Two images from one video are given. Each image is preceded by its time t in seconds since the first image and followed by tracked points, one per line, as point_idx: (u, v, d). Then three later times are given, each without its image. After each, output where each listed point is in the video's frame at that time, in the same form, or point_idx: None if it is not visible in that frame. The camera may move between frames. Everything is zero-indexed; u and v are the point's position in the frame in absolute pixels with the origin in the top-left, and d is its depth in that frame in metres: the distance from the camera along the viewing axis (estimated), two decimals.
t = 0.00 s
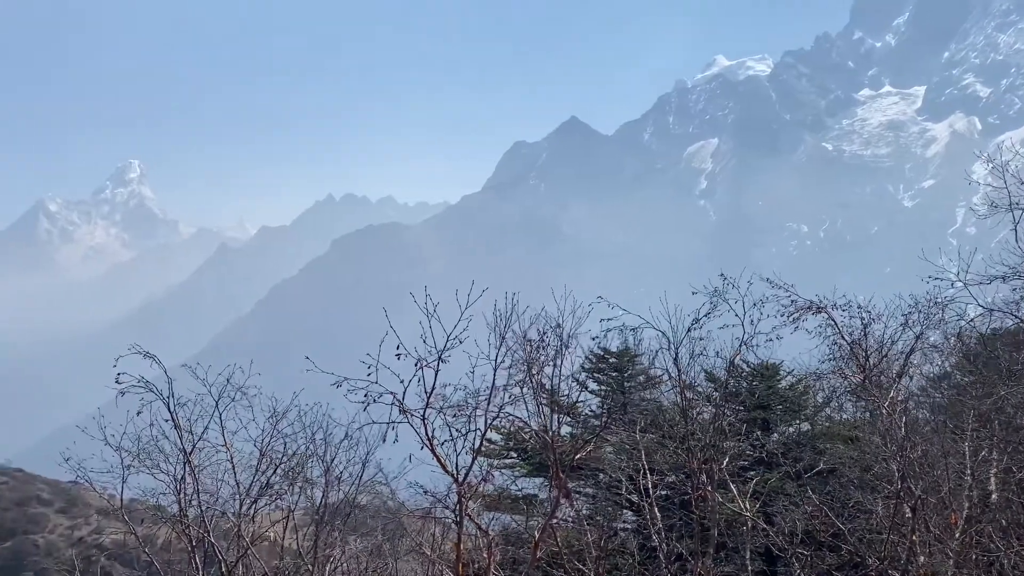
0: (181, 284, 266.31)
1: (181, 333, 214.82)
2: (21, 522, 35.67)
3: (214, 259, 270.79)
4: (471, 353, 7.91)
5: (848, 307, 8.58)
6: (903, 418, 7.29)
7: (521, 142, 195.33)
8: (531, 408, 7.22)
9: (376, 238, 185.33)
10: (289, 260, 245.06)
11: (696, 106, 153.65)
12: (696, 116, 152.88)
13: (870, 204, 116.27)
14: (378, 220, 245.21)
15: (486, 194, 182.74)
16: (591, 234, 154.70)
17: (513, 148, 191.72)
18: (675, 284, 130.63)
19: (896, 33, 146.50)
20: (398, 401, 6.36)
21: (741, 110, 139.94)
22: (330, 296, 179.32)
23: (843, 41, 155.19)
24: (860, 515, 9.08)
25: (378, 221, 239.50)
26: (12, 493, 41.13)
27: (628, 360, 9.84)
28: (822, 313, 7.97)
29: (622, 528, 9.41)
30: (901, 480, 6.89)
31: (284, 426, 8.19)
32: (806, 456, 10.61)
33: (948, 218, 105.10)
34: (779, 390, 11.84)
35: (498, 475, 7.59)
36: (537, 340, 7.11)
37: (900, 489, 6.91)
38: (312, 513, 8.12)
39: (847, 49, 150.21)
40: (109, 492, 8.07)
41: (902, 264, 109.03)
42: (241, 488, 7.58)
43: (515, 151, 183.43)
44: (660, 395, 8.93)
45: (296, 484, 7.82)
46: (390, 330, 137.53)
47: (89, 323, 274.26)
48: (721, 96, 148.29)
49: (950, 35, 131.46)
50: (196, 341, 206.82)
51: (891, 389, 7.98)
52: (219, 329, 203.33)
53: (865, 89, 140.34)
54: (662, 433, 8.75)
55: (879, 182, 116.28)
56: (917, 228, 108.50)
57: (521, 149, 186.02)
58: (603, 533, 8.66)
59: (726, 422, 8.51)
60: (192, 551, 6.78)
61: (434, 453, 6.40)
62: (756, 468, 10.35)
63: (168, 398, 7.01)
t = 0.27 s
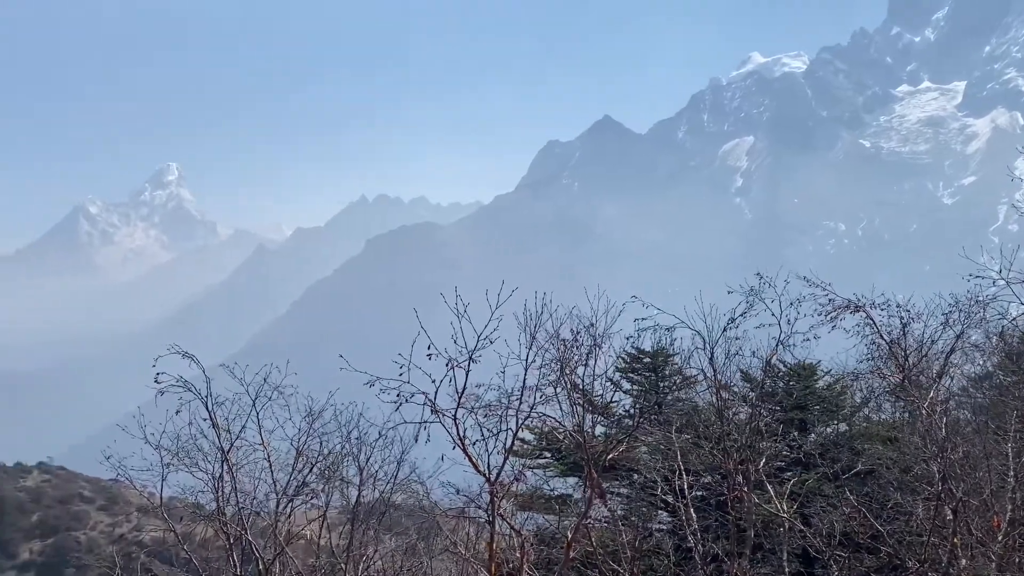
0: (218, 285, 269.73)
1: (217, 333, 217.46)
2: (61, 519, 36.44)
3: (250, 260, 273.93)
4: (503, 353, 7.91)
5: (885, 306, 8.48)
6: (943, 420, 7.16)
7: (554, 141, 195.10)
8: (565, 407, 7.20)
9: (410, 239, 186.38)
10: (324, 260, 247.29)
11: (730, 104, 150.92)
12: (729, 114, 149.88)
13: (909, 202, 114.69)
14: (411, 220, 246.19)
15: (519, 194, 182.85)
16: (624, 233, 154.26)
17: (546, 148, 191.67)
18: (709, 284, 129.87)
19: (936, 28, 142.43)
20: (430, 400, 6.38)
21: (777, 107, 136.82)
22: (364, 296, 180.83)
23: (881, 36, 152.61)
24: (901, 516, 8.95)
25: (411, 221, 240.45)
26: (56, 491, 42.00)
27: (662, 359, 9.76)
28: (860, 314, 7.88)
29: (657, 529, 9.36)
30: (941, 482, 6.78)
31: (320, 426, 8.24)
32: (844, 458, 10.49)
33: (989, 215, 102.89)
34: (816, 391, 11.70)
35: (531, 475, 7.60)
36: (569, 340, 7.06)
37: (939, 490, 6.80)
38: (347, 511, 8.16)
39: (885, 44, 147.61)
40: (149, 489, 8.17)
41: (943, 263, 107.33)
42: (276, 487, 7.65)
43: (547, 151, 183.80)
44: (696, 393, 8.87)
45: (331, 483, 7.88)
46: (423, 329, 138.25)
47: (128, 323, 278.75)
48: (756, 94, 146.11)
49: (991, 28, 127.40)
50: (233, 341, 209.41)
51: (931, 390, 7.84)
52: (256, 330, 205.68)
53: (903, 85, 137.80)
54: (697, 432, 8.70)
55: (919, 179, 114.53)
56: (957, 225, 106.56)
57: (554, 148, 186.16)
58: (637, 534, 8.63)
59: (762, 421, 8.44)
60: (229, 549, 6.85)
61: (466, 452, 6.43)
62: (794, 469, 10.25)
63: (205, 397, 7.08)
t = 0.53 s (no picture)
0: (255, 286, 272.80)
1: (253, 334, 219.91)
2: (101, 516, 37.23)
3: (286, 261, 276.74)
4: (535, 353, 7.90)
5: (925, 305, 8.36)
6: (984, 421, 7.05)
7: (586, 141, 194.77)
8: (598, 408, 7.17)
9: (443, 241, 187.24)
10: (358, 260, 249.36)
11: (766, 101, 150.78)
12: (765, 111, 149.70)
13: (949, 200, 112.44)
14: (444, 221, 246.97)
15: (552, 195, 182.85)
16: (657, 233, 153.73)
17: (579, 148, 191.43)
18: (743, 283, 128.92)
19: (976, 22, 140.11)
20: (463, 399, 6.41)
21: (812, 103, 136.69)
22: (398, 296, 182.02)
23: (919, 32, 150.17)
24: (941, 518, 8.81)
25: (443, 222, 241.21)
26: (97, 489, 42.79)
27: (697, 358, 9.71)
28: (899, 312, 7.78)
29: (692, 531, 9.30)
30: (982, 482, 6.66)
31: (354, 425, 8.29)
32: (884, 459, 10.33)
33: None
34: (854, 393, 11.54)
35: (564, 476, 7.60)
36: (602, 340, 7.05)
37: (980, 491, 6.69)
38: (382, 511, 8.20)
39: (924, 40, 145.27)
40: (189, 487, 8.27)
41: (984, 260, 103.42)
42: (313, 485, 7.73)
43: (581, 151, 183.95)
44: (731, 394, 8.83)
45: (367, 482, 7.91)
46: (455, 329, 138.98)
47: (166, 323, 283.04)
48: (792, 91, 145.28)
49: None
50: (269, 341, 211.79)
51: (971, 390, 7.70)
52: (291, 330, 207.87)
53: (943, 81, 135.37)
54: (732, 433, 8.65)
55: (960, 176, 112.15)
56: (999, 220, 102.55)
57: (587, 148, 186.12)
58: (672, 533, 8.59)
59: (799, 420, 8.36)
60: (267, 544, 6.95)
61: (499, 451, 6.45)
62: (831, 471, 10.16)
63: (242, 397, 7.19)
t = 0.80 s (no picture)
0: (291, 286, 275.30)
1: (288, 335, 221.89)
2: (140, 513, 37.82)
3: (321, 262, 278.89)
4: (569, 352, 7.89)
5: (965, 304, 8.23)
6: None
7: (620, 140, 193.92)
8: (633, 408, 7.16)
9: (476, 241, 187.65)
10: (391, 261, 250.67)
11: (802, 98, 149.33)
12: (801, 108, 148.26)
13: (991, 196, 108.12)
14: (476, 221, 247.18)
15: (586, 194, 182.44)
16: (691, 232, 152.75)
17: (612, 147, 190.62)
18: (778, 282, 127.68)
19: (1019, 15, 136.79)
20: (495, 400, 6.45)
21: (849, 100, 135.12)
22: (432, 296, 182.98)
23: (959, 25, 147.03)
24: (983, 521, 8.67)
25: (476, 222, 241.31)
26: (136, 487, 43.45)
27: (733, 358, 9.64)
28: (938, 313, 7.67)
29: (728, 532, 9.28)
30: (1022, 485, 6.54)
31: (390, 425, 8.34)
32: (924, 461, 10.19)
33: None
34: (893, 393, 11.39)
35: (599, 476, 7.59)
36: (637, 340, 7.03)
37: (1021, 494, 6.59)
38: (416, 511, 8.22)
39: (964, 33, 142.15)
40: (227, 485, 8.38)
41: None
42: (348, 484, 7.79)
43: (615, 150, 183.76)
44: (768, 394, 8.78)
45: (402, 481, 7.95)
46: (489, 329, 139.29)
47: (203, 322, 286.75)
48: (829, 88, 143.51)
49: None
50: (304, 342, 213.63)
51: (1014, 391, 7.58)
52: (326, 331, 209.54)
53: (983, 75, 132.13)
54: (769, 432, 8.57)
55: (1003, 172, 107.35)
56: None
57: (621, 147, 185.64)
58: (708, 533, 8.57)
59: (836, 422, 8.28)
60: (303, 543, 7.02)
61: (532, 452, 6.48)
62: (870, 473, 10.04)
63: (278, 396, 7.29)
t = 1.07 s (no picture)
0: (326, 286, 277.56)
1: (323, 335, 223.82)
2: (180, 511, 38.42)
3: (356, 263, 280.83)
4: (603, 352, 7.83)
5: (1008, 302, 8.08)
6: None
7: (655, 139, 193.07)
8: (669, 407, 7.11)
9: (510, 241, 187.86)
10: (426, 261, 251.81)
11: (840, 96, 147.79)
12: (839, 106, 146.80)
13: None
14: (510, 221, 247.39)
15: (620, 194, 181.95)
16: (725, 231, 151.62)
17: (647, 146, 189.88)
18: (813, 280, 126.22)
19: None
20: (528, 399, 6.44)
21: (888, 97, 133.34)
22: (466, 296, 183.59)
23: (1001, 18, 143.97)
24: None
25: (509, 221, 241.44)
26: (176, 484, 44.13)
27: (770, 357, 9.53)
28: (982, 310, 7.55)
29: (764, 534, 9.23)
30: None
31: (424, 425, 8.37)
32: (965, 463, 9.98)
33: None
34: (934, 393, 11.21)
35: (631, 479, 7.52)
36: (671, 340, 6.96)
37: None
38: (450, 510, 8.24)
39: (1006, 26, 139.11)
40: (263, 484, 8.44)
41: None
42: (383, 484, 7.84)
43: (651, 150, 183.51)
44: (806, 395, 8.71)
45: (437, 480, 7.96)
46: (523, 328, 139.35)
47: (241, 322, 290.13)
48: (867, 85, 141.73)
49: None
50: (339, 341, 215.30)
51: None
52: (361, 331, 210.98)
53: None
54: (805, 433, 8.46)
55: None
56: None
57: (657, 147, 185.19)
58: (745, 536, 8.50)
59: (874, 422, 8.16)
60: (339, 542, 7.04)
61: (567, 454, 6.46)
62: (908, 476, 9.89)
63: (314, 395, 7.34)
